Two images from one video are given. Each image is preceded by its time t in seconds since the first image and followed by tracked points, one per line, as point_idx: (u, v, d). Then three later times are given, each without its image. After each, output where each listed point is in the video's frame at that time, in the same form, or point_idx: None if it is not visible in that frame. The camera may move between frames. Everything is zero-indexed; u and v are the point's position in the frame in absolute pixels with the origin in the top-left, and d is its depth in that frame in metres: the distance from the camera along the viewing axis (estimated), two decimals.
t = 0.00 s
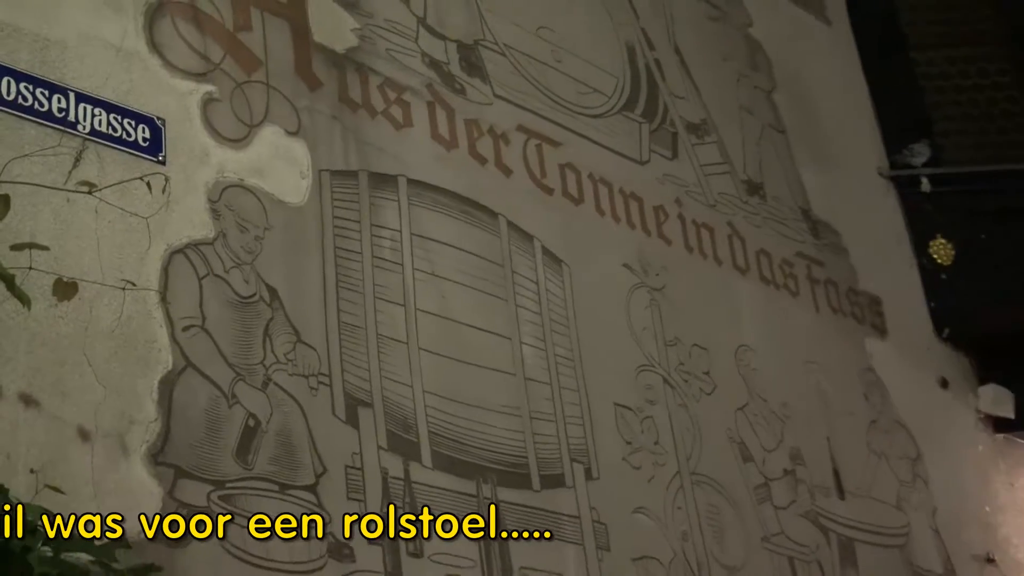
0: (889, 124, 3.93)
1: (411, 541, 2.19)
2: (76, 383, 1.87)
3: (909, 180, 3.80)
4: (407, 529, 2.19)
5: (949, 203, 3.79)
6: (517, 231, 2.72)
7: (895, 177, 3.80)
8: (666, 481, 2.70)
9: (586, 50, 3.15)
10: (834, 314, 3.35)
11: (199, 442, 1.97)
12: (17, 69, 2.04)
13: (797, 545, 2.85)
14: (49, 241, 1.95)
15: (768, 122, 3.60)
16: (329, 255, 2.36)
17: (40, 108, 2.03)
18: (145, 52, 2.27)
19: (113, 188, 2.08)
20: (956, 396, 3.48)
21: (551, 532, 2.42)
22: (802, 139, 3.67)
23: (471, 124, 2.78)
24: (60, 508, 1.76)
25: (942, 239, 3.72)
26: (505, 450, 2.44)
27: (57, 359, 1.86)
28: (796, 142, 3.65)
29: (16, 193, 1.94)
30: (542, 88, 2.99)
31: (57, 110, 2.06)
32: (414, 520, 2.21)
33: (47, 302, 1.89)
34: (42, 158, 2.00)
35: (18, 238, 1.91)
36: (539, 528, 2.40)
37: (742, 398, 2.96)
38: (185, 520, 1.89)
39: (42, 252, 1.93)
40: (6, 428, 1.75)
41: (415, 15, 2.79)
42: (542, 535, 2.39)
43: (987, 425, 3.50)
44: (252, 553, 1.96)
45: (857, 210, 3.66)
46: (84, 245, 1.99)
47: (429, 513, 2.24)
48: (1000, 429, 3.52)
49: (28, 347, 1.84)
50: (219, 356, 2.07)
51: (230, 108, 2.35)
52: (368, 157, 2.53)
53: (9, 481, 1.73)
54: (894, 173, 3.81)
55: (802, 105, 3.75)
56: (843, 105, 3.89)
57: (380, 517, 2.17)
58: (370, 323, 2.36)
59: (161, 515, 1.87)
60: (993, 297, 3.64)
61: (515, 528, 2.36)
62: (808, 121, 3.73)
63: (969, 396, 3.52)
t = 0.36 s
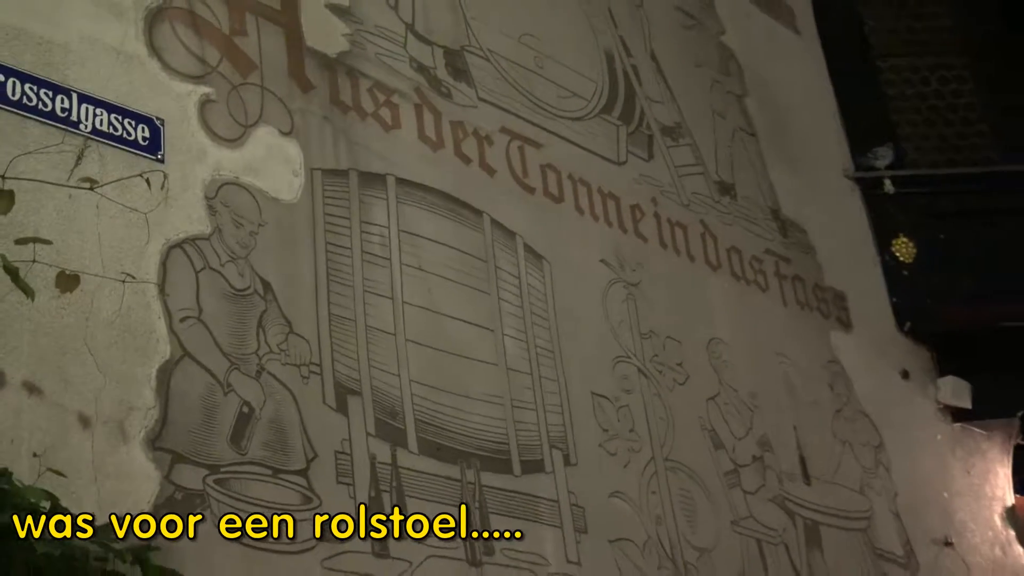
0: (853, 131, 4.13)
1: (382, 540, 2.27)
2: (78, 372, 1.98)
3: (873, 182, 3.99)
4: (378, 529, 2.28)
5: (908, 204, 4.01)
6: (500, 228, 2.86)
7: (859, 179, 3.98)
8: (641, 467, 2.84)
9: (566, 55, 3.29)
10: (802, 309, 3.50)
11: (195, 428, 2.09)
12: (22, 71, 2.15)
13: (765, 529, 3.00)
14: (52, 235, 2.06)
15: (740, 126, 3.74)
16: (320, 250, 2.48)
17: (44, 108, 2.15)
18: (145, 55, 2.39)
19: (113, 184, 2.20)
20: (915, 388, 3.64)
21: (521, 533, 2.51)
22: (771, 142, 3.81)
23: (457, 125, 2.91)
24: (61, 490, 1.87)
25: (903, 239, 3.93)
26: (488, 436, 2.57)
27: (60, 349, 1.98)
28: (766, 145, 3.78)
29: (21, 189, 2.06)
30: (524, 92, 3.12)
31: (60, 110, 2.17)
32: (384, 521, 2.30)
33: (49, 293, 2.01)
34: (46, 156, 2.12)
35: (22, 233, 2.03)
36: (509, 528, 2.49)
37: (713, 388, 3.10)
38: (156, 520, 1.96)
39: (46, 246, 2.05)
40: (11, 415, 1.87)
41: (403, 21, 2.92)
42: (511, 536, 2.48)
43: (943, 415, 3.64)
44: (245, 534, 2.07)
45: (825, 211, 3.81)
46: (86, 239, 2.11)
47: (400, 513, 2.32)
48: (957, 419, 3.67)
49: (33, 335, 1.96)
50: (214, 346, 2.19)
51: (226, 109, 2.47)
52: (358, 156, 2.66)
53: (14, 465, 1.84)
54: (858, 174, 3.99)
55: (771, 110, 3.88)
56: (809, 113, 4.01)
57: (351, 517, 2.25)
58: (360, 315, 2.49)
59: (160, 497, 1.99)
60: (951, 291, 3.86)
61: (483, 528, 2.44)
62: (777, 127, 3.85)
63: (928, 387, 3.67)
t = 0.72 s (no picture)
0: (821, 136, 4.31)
1: (352, 541, 2.35)
2: (81, 358, 2.11)
3: (840, 184, 4.15)
4: (347, 529, 2.36)
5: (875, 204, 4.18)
6: (485, 224, 3.00)
7: (826, 180, 4.14)
8: (617, 453, 2.99)
9: (548, 60, 3.43)
10: (772, 303, 3.66)
11: (192, 413, 2.22)
12: (29, 71, 2.27)
13: (735, 512, 3.15)
14: (56, 228, 2.19)
15: (715, 129, 3.88)
16: (314, 245, 2.62)
17: (50, 106, 2.27)
18: (147, 56, 2.51)
19: (116, 180, 2.33)
20: (878, 379, 3.84)
21: (491, 533, 2.61)
22: (745, 144, 3.97)
23: (445, 126, 3.04)
24: (63, 470, 2.00)
25: (869, 236, 4.08)
26: (472, 422, 2.71)
27: (63, 336, 2.10)
28: (740, 147, 3.94)
29: (27, 183, 2.18)
30: (509, 94, 3.26)
31: (64, 108, 2.30)
32: (354, 521, 2.38)
33: (54, 283, 2.13)
34: (51, 151, 2.24)
35: (28, 225, 2.15)
36: (478, 529, 2.58)
37: (686, 378, 3.26)
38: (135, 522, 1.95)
39: (50, 238, 2.17)
40: (16, 398, 1.99)
41: (394, 26, 3.06)
42: (482, 535, 2.58)
43: (905, 405, 3.86)
44: (240, 514, 2.20)
45: (795, 210, 3.98)
46: (89, 231, 2.24)
47: (369, 514, 2.41)
48: (918, 409, 3.87)
49: (38, 322, 2.08)
50: (212, 335, 2.32)
51: (225, 109, 2.60)
52: (350, 155, 2.79)
53: (20, 445, 1.96)
54: (826, 176, 4.15)
55: (743, 115, 4.04)
56: (779, 118, 4.18)
57: (321, 518, 2.32)
58: (350, 307, 2.62)
59: (158, 478, 2.11)
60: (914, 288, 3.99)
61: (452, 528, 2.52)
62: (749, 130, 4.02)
63: (891, 378, 3.87)
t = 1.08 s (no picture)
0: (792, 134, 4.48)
1: (323, 540, 2.42)
2: (81, 340, 2.22)
3: (808, 181, 4.36)
4: (319, 529, 2.43)
5: (842, 201, 4.36)
6: (470, 217, 3.14)
7: (796, 178, 4.35)
8: (593, 435, 3.14)
9: (532, 60, 3.57)
10: (741, 294, 3.84)
11: (188, 394, 2.33)
12: (33, 65, 2.39)
13: (704, 492, 3.32)
14: (58, 215, 2.30)
15: (689, 128, 4.04)
16: (306, 235, 2.75)
17: (53, 99, 2.39)
18: (147, 52, 2.64)
19: (115, 170, 2.45)
20: (843, 367, 4.05)
21: (462, 532, 2.70)
22: (718, 143, 4.13)
23: (432, 122, 3.18)
24: (62, 447, 2.10)
25: (834, 232, 4.28)
26: (455, 405, 2.86)
27: (64, 319, 2.21)
28: (713, 146, 4.11)
29: (31, 172, 2.30)
30: (493, 93, 3.40)
31: (67, 101, 2.41)
32: (325, 521, 2.45)
33: (55, 268, 2.25)
34: (54, 142, 2.36)
35: (31, 212, 2.26)
36: (448, 529, 2.67)
37: (659, 365, 3.42)
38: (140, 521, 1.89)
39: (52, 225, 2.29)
40: (19, 377, 2.10)
41: (384, 26, 3.19)
42: (452, 536, 2.67)
43: (868, 393, 4.07)
44: (232, 491, 2.31)
45: (766, 206, 4.17)
46: (90, 219, 2.35)
47: (340, 514, 2.48)
48: (880, 396, 4.11)
49: (40, 306, 2.19)
50: (207, 320, 2.44)
51: (220, 103, 2.73)
52: (341, 149, 2.92)
53: (21, 423, 2.07)
54: (795, 174, 4.36)
55: (717, 115, 4.21)
56: (751, 117, 4.36)
57: (291, 517, 2.39)
58: (340, 293, 2.75)
59: (156, 455, 2.22)
60: (876, 282, 4.20)
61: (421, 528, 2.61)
62: (722, 129, 4.19)
63: (854, 367, 4.09)
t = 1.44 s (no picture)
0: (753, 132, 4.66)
1: (293, 539, 2.52)
2: (71, 320, 2.36)
3: (768, 176, 4.54)
4: (289, 529, 2.52)
5: (801, 195, 4.56)
6: (446, 206, 3.29)
7: (756, 172, 4.52)
8: (561, 415, 3.31)
9: (507, 57, 3.71)
10: (704, 282, 4.02)
11: (174, 371, 2.47)
12: (27, 55, 2.51)
13: (666, 470, 3.51)
14: (50, 200, 2.43)
15: (656, 123, 4.21)
16: (289, 221, 2.89)
17: (45, 88, 2.51)
18: (137, 44, 2.76)
19: (105, 157, 2.58)
20: (797, 353, 4.24)
21: (432, 532, 2.82)
22: (683, 138, 4.30)
23: (411, 115, 3.32)
24: (51, 421, 2.24)
25: (792, 224, 4.49)
26: (429, 385, 3.01)
27: (55, 300, 2.35)
28: (679, 142, 4.28)
29: (24, 159, 2.43)
30: (470, 88, 3.54)
31: (59, 90, 2.54)
32: (296, 521, 2.54)
33: (46, 251, 2.38)
34: (46, 129, 2.49)
35: (24, 196, 2.40)
36: (419, 529, 2.79)
37: (625, 348, 3.60)
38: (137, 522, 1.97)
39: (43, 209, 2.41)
40: (10, 354, 2.24)
41: (366, 22, 3.32)
42: (422, 536, 2.79)
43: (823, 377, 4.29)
44: (215, 465, 2.46)
45: (730, 198, 4.35)
46: (80, 204, 2.48)
47: (310, 514, 2.58)
48: (833, 379, 4.33)
49: (31, 287, 2.33)
50: (193, 302, 2.58)
51: (208, 94, 2.85)
52: (324, 139, 3.06)
53: (12, 399, 2.21)
54: (755, 169, 4.53)
55: (683, 111, 4.38)
56: (714, 113, 4.52)
57: (262, 518, 2.48)
58: (321, 277, 2.89)
59: (142, 430, 2.36)
60: (832, 272, 4.42)
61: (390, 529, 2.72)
62: (688, 126, 4.36)
63: (810, 353, 4.30)
